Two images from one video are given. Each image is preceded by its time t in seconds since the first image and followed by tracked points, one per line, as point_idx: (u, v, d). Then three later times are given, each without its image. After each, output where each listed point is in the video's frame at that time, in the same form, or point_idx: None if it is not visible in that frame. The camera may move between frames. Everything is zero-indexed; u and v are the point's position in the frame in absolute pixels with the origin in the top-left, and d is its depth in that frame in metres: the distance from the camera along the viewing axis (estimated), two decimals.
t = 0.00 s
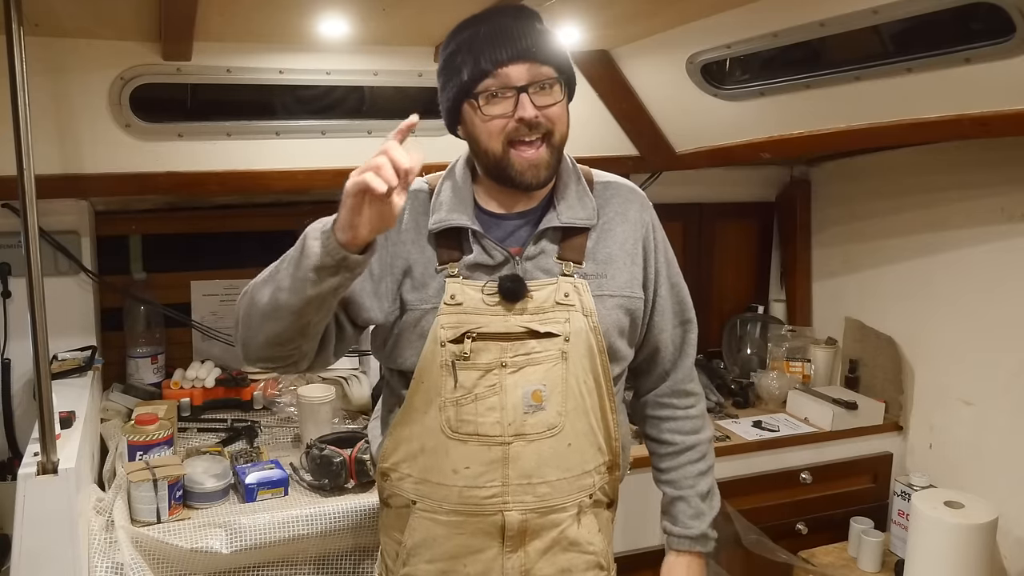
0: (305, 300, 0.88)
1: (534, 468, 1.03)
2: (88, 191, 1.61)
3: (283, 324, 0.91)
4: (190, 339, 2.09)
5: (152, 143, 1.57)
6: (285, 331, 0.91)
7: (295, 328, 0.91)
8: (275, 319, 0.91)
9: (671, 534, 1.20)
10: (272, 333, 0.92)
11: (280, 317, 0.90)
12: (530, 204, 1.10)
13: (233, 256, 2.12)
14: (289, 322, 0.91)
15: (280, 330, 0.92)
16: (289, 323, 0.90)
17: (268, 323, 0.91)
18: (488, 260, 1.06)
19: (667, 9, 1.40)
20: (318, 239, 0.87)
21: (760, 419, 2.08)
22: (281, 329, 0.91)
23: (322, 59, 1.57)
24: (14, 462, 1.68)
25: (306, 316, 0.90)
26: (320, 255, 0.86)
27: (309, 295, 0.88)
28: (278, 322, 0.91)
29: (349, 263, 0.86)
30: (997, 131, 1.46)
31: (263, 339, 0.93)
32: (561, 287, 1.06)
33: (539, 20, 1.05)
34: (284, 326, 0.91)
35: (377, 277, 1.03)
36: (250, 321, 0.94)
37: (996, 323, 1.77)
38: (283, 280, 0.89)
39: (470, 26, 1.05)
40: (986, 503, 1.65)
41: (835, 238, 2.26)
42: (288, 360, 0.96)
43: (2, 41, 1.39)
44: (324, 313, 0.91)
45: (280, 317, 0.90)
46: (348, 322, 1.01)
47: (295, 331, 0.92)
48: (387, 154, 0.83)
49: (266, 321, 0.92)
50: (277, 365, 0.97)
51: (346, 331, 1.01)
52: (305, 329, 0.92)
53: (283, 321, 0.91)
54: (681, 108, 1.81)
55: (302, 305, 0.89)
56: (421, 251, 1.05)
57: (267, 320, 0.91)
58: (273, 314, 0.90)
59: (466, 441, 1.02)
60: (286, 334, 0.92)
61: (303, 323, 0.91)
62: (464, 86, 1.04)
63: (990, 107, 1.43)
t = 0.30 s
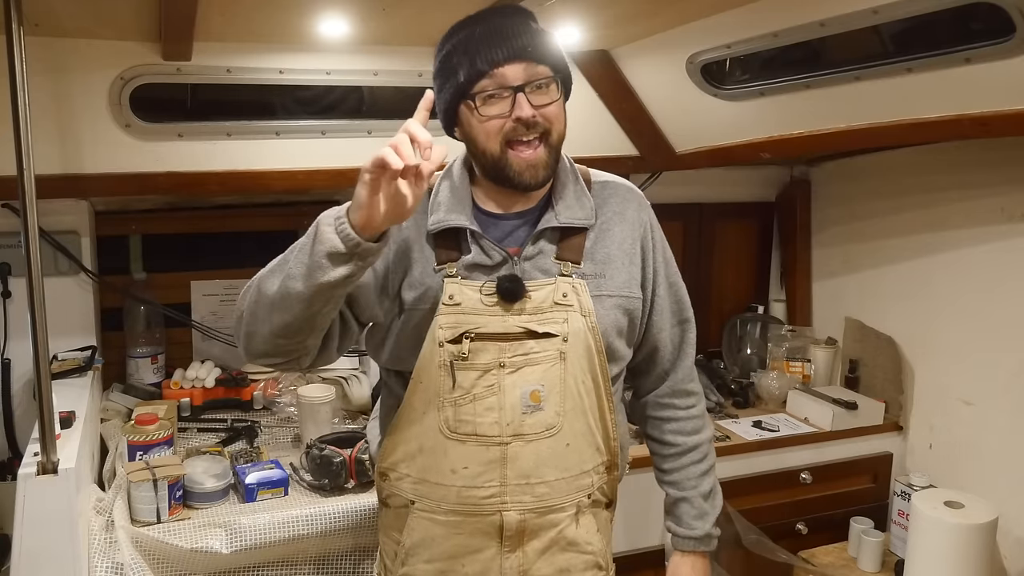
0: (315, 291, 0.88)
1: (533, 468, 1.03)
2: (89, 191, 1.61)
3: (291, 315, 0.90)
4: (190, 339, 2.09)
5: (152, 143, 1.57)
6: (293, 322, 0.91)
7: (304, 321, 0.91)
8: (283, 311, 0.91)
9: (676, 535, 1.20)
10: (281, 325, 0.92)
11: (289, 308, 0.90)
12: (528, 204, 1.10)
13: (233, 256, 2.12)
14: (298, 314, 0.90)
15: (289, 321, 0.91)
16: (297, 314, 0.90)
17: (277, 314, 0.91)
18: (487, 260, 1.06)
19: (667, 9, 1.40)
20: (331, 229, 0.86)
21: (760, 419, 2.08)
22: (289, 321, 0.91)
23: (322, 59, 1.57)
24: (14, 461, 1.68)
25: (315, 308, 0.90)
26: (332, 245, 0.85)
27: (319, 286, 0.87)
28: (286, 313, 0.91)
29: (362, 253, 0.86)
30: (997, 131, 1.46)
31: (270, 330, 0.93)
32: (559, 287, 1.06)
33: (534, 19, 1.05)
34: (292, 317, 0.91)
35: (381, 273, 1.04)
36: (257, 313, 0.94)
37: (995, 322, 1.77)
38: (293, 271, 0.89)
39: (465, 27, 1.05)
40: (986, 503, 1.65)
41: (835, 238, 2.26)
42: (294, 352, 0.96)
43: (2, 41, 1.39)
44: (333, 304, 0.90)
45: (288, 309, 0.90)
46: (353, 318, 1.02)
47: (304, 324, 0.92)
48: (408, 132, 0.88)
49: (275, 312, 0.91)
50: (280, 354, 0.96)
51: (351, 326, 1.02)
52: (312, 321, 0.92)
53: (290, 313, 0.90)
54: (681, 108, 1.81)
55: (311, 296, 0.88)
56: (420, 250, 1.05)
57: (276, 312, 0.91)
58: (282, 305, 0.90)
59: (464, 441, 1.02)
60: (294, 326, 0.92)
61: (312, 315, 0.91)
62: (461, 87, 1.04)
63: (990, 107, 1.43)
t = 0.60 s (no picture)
0: (321, 294, 0.87)
1: (534, 470, 1.03)
2: (88, 191, 1.61)
3: (296, 319, 0.90)
4: (190, 339, 2.09)
5: (152, 143, 1.57)
6: (297, 326, 0.91)
7: (308, 325, 0.91)
8: (287, 314, 0.90)
9: (676, 532, 1.21)
10: (285, 329, 0.91)
11: (293, 312, 0.89)
12: (527, 206, 1.10)
13: (232, 256, 2.12)
14: (302, 318, 0.90)
15: (293, 325, 0.91)
16: (301, 318, 0.90)
17: (282, 318, 0.91)
18: (487, 262, 1.05)
19: (667, 9, 1.40)
20: (338, 231, 0.86)
21: (760, 419, 2.08)
22: (294, 325, 0.91)
23: (322, 59, 1.57)
24: (14, 462, 1.68)
25: (320, 312, 0.89)
26: (339, 248, 0.85)
27: (325, 289, 0.87)
28: (290, 317, 0.90)
29: (369, 255, 0.86)
30: (998, 131, 1.46)
31: (274, 334, 0.93)
32: (559, 289, 1.06)
33: (533, 23, 1.05)
34: (296, 321, 0.90)
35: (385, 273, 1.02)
36: (262, 316, 0.94)
37: (995, 323, 1.77)
38: (298, 274, 0.89)
39: (463, 31, 1.06)
40: (986, 503, 1.65)
41: (835, 238, 2.26)
42: (298, 356, 0.95)
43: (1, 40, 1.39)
44: (338, 308, 0.90)
45: (292, 312, 0.90)
46: (356, 320, 0.99)
47: (309, 328, 0.91)
48: (415, 129, 0.87)
49: (280, 316, 0.91)
50: (282, 357, 0.95)
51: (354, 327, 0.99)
52: (317, 326, 0.91)
53: (295, 316, 0.90)
54: (681, 108, 1.81)
55: (317, 299, 0.88)
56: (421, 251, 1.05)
57: (281, 315, 0.91)
58: (287, 308, 0.90)
59: (465, 442, 1.02)
60: (298, 330, 0.91)
61: (317, 319, 0.90)
62: (461, 93, 1.04)
63: (990, 107, 1.43)
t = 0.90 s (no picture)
0: (326, 313, 0.87)
1: (537, 474, 1.04)
2: (88, 191, 1.60)
3: (302, 339, 0.90)
4: (190, 340, 2.09)
5: (152, 143, 1.57)
6: (303, 346, 0.90)
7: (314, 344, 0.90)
8: (292, 334, 0.90)
9: (670, 528, 1.21)
10: (290, 349, 0.91)
11: (298, 332, 0.89)
12: (526, 212, 1.10)
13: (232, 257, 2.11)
14: (308, 338, 0.89)
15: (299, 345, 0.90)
16: (308, 337, 0.89)
17: (286, 339, 0.90)
18: (488, 267, 1.05)
19: (666, 9, 1.40)
20: (341, 250, 0.85)
21: (760, 419, 2.08)
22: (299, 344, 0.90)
23: (321, 58, 1.57)
24: (14, 462, 1.68)
25: (325, 330, 0.89)
26: (342, 268, 0.84)
27: (331, 309, 0.86)
28: (295, 337, 0.90)
29: (374, 275, 0.85)
30: (998, 131, 1.46)
31: (279, 354, 0.92)
32: (561, 292, 1.06)
33: (533, 35, 1.04)
34: (302, 341, 0.90)
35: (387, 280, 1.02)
36: (266, 336, 0.93)
37: (995, 322, 1.77)
38: (302, 295, 0.88)
39: (465, 43, 1.05)
40: (986, 503, 1.65)
41: (835, 238, 2.26)
42: (303, 374, 0.95)
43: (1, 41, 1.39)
44: (343, 326, 0.90)
45: (297, 332, 0.89)
46: (362, 328, 1.00)
47: (315, 346, 0.91)
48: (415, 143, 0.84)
49: (284, 336, 0.90)
50: (287, 376, 0.95)
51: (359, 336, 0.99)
52: (322, 344, 0.91)
53: (300, 336, 0.89)
54: (681, 108, 1.81)
55: (322, 319, 0.87)
56: (421, 257, 1.04)
57: (286, 336, 0.90)
58: (291, 329, 0.89)
59: (467, 448, 1.02)
60: (303, 349, 0.91)
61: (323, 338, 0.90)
62: (463, 109, 1.03)
63: (990, 107, 1.43)
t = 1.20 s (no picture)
0: (326, 337, 0.87)
1: (538, 479, 1.04)
2: (88, 191, 1.60)
3: (302, 360, 0.90)
4: (190, 340, 2.09)
5: (152, 143, 1.57)
6: (303, 366, 0.91)
7: (314, 364, 0.91)
8: (292, 356, 0.90)
9: (671, 530, 1.21)
10: (290, 369, 0.91)
11: (298, 353, 0.89)
12: (524, 215, 1.10)
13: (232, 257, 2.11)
14: (308, 359, 0.90)
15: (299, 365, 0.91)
16: (308, 359, 0.90)
17: (286, 360, 0.91)
18: (488, 273, 1.05)
19: (666, 9, 1.40)
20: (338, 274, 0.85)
21: (760, 419, 2.08)
22: (299, 365, 0.91)
23: (321, 58, 1.57)
24: (14, 462, 1.68)
25: (325, 352, 0.89)
26: (340, 293, 0.84)
27: (330, 332, 0.87)
28: (295, 358, 0.90)
29: (373, 298, 0.85)
30: (998, 131, 1.46)
31: (279, 374, 0.92)
32: (562, 297, 1.06)
33: (529, 34, 1.04)
34: (302, 362, 0.90)
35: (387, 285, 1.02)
36: (266, 355, 0.93)
37: (995, 322, 1.77)
38: (301, 317, 0.88)
39: (460, 46, 1.04)
40: (986, 503, 1.65)
41: (835, 238, 2.26)
42: (304, 392, 0.96)
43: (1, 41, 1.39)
44: (343, 347, 0.90)
45: (297, 354, 0.90)
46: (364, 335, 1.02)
47: (315, 366, 0.91)
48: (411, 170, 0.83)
49: (284, 357, 0.91)
50: (288, 393, 0.96)
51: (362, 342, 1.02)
52: (322, 363, 0.91)
53: (300, 358, 0.90)
54: (681, 107, 1.81)
55: (322, 342, 0.88)
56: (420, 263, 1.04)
57: (285, 357, 0.91)
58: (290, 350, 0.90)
59: (468, 454, 1.02)
60: (304, 369, 0.91)
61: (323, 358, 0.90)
62: (459, 111, 1.03)
63: (990, 107, 1.43)
